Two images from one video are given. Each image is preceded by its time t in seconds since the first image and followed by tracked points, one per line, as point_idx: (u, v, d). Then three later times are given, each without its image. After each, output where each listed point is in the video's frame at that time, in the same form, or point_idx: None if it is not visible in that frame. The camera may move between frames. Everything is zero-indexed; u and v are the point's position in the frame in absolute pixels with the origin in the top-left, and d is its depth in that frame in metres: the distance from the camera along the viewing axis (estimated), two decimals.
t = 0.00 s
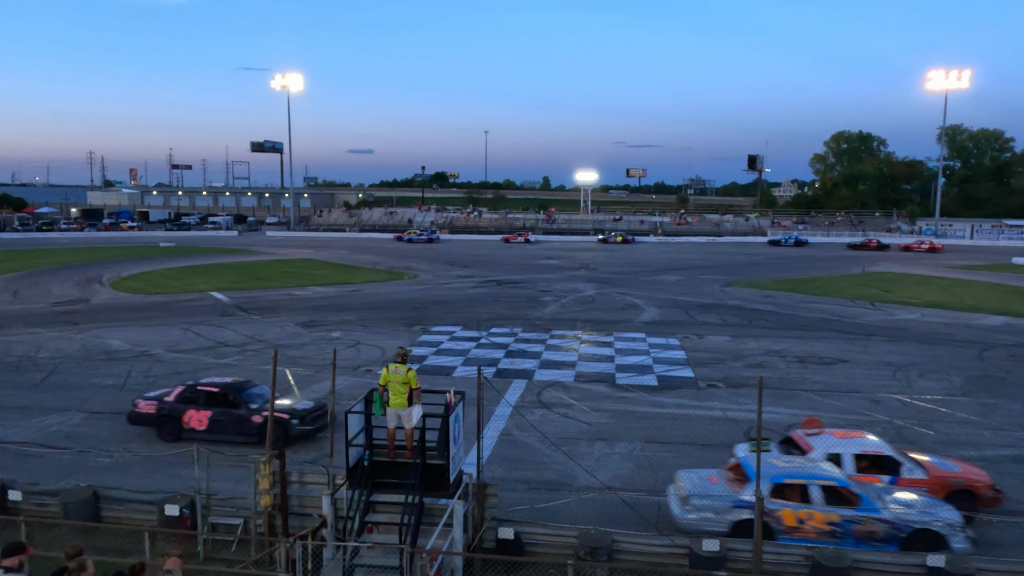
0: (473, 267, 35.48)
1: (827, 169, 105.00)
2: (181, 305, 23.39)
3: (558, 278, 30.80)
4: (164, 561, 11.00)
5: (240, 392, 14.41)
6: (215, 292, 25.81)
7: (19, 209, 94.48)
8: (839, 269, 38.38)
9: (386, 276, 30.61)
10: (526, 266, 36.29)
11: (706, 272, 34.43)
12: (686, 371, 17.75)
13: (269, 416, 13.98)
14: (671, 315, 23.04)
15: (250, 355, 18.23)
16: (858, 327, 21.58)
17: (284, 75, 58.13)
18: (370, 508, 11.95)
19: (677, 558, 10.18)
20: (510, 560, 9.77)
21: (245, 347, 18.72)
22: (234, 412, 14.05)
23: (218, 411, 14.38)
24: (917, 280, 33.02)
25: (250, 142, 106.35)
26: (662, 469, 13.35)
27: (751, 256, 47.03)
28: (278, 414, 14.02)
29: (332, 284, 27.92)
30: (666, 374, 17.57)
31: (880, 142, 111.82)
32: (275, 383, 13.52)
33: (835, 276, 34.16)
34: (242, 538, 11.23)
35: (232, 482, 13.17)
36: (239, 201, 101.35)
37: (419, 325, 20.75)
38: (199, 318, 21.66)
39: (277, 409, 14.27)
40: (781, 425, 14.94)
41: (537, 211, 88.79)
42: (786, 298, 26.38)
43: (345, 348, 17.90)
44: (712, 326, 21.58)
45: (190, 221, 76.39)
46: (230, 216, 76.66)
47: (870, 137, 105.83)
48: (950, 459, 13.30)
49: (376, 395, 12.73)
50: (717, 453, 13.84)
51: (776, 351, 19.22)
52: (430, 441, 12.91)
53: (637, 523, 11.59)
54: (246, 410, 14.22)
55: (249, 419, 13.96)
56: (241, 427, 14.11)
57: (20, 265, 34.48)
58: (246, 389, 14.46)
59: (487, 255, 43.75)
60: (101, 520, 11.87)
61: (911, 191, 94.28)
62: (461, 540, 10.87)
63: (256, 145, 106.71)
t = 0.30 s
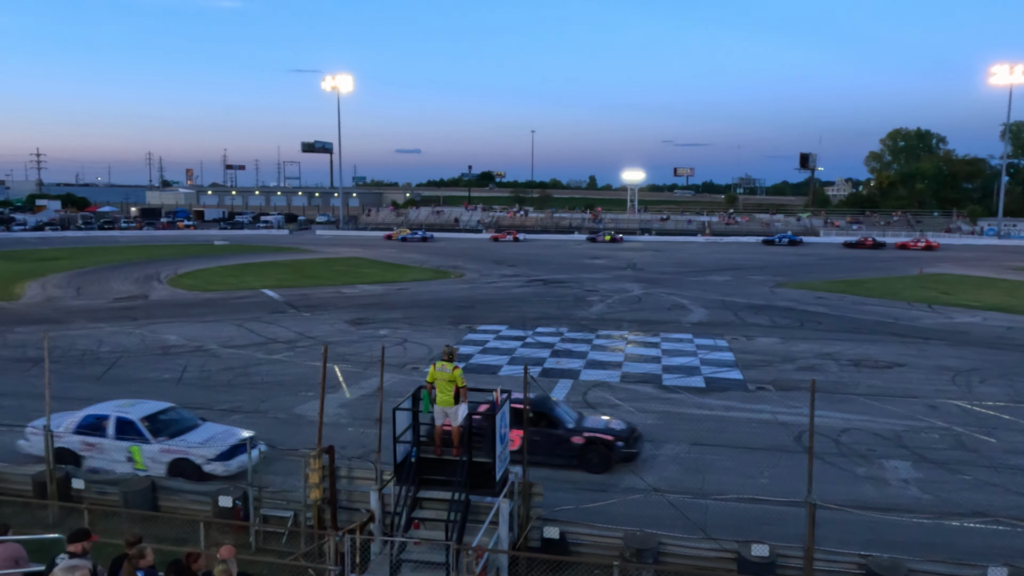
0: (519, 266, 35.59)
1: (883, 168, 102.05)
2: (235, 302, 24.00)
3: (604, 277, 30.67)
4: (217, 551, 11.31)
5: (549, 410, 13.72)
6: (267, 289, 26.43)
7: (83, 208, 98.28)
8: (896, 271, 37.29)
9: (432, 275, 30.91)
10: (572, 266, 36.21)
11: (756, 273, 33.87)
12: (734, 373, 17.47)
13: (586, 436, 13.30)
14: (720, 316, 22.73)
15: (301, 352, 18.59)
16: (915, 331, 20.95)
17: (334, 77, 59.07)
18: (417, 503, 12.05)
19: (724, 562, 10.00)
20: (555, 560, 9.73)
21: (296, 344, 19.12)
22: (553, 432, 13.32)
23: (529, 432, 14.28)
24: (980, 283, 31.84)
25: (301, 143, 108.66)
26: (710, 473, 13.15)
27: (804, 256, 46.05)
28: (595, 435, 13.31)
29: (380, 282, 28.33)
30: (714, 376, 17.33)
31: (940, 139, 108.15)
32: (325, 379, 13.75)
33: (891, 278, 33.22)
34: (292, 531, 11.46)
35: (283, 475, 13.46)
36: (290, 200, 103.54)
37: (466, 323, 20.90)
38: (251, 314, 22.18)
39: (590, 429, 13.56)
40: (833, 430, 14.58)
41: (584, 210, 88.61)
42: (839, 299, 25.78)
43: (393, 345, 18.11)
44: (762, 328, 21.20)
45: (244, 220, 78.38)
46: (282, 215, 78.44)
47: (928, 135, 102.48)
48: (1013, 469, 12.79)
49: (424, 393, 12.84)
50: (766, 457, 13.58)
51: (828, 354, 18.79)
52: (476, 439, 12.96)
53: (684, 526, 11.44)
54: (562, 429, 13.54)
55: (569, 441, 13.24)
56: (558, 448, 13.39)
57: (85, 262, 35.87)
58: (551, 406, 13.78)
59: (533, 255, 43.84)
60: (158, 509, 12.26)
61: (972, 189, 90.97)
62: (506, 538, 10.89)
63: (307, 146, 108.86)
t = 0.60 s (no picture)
0: (563, 265, 35.55)
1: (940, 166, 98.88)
2: (284, 299, 24.50)
3: (649, 277, 30.42)
4: (267, 542, 11.52)
5: (936, 443, 12.12)
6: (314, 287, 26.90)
7: (140, 208, 101.62)
8: (956, 272, 36.08)
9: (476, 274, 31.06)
10: (617, 265, 36.07)
11: (806, 274, 33.19)
12: (783, 376, 17.14)
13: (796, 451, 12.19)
14: (768, 317, 22.33)
15: (348, 349, 18.87)
16: (974, 334, 20.25)
17: (381, 77, 59.86)
18: (462, 501, 12.06)
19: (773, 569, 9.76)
20: (599, 561, 9.67)
21: (343, 341, 19.42)
22: (939, 467, 11.80)
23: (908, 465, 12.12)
24: None
25: (349, 144, 110.46)
26: (757, 476, 12.88)
27: (856, 257, 44.92)
28: (995, 471, 11.76)
29: (425, 281, 28.59)
30: (761, 378, 17.04)
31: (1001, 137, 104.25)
32: (371, 375, 13.90)
33: (949, 280, 32.18)
34: (340, 525, 11.60)
35: (330, 470, 13.66)
36: (337, 199, 105.41)
37: (510, 322, 20.95)
38: (300, 311, 22.62)
39: (984, 466, 11.95)
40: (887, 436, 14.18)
41: (628, 210, 88.12)
42: (893, 301, 25.09)
43: (438, 343, 18.25)
44: (812, 330, 20.76)
45: (294, 219, 80.09)
46: (329, 215, 79.80)
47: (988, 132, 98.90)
48: None
49: (470, 390, 12.91)
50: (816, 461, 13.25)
51: (882, 357, 18.30)
52: (521, 438, 12.95)
53: (731, 530, 11.23)
54: (948, 466, 11.91)
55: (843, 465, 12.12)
56: (954, 487, 11.84)
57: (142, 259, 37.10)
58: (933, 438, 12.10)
59: (578, 254, 43.73)
60: (210, 500, 12.56)
61: None
62: (551, 537, 10.86)
63: (355, 146, 110.66)
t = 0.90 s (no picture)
0: (606, 265, 35.44)
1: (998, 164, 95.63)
2: (330, 297, 24.93)
3: (694, 278, 30.12)
4: (313, 535, 11.73)
5: None
6: (359, 285, 27.31)
7: (192, 207, 104.46)
8: (1016, 275, 34.88)
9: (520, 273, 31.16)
10: (661, 265, 35.78)
11: (856, 275, 32.45)
12: (832, 379, 16.78)
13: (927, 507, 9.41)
14: (817, 319, 21.91)
15: (392, 346, 19.09)
16: None
17: (426, 78, 60.38)
18: (505, 499, 12.09)
19: None
20: (643, 562, 9.53)
21: (387, 338, 19.67)
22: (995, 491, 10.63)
23: None
24: None
25: (394, 143, 111.95)
26: (805, 480, 12.58)
27: (909, 259, 43.75)
28: None
29: (468, 280, 28.80)
30: (809, 381, 16.72)
31: None
32: (416, 373, 14.03)
33: (1009, 283, 31.11)
34: (384, 520, 11.69)
35: (374, 465, 13.80)
36: (381, 199, 106.77)
37: (552, 322, 20.95)
38: (346, 309, 22.97)
39: None
40: (941, 443, 13.75)
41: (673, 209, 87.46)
42: (949, 304, 24.36)
43: (481, 342, 18.36)
44: (862, 333, 20.29)
45: (340, 218, 81.40)
46: (374, 214, 81.02)
47: None
48: None
49: (514, 389, 12.92)
50: (867, 466, 12.90)
51: (936, 361, 17.78)
52: (564, 437, 12.88)
53: (777, 535, 10.94)
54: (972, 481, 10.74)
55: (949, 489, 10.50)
56: None
57: (195, 257, 38.21)
58: None
59: (621, 254, 43.57)
60: (259, 493, 12.85)
61: None
62: (594, 537, 10.74)
63: (399, 145, 112.02)
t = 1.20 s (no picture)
0: (650, 264, 35.16)
1: None
2: (375, 294, 25.25)
3: (740, 278, 29.68)
4: (358, 528, 11.89)
5: None
6: (403, 283, 27.61)
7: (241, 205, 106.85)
8: None
9: (562, 272, 31.11)
10: (706, 265, 35.37)
11: (910, 276, 31.56)
12: (883, 383, 16.36)
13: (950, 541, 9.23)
14: (868, 321, 21.39)
15: (435, 344, 19.25)
16: None
17: (471, 76, 60.65)
18: (547, 498, 12.06)
19: None
20: (688, 565, 9.37)
21: (431, 336, 19.85)
22: None
23: None
24: None
25: (439, 142, 112.87)
26: (855, 485, 12.29)
27: (967, 259, 42.36)
28: None
29: (511, 278, 28.87)
30: (859, 384, 16.33)
31: None
32: (460, 371, 14.11)
33: None
34: (427, 516, 11.77)
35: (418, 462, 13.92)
36: (425, 197, 107.75)
37: (596, 321, 20.87)
38: (390, 306, 23.24)
39: None
40: (999, 450, 13.28)
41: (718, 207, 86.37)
42: (1009, 307, 23.52)
43: (524, 340, 18.39)
44: (915, 336, 19.74)
45: (384, 216, 82.33)
46: (418, 213, 81.83)
47: None
48: None
49: (557, 388, 12.89)
50: (920, 473, 12.54)
51: (994, 366, 17.19)
52: (608, 437, 12.79)
53: (825, 540, 10.70)
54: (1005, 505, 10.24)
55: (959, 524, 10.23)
56: None
57: (245, 254, 39.13)
58: None
59: (665, 253, 43.17)
60: (305, 486, 13.08)
61: None
62: (637, 538, 10.63)
63: (443, 143, 112.96)
